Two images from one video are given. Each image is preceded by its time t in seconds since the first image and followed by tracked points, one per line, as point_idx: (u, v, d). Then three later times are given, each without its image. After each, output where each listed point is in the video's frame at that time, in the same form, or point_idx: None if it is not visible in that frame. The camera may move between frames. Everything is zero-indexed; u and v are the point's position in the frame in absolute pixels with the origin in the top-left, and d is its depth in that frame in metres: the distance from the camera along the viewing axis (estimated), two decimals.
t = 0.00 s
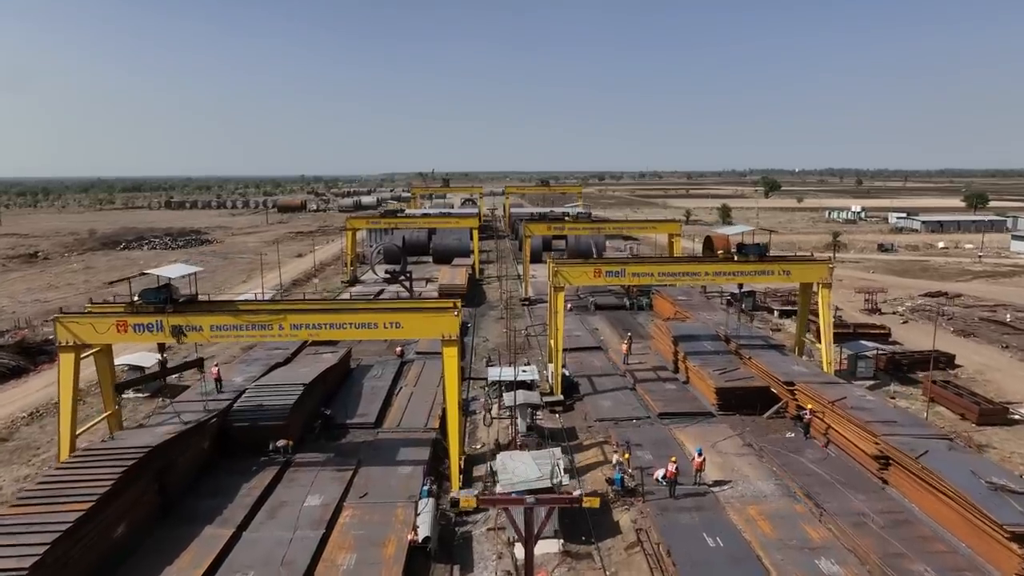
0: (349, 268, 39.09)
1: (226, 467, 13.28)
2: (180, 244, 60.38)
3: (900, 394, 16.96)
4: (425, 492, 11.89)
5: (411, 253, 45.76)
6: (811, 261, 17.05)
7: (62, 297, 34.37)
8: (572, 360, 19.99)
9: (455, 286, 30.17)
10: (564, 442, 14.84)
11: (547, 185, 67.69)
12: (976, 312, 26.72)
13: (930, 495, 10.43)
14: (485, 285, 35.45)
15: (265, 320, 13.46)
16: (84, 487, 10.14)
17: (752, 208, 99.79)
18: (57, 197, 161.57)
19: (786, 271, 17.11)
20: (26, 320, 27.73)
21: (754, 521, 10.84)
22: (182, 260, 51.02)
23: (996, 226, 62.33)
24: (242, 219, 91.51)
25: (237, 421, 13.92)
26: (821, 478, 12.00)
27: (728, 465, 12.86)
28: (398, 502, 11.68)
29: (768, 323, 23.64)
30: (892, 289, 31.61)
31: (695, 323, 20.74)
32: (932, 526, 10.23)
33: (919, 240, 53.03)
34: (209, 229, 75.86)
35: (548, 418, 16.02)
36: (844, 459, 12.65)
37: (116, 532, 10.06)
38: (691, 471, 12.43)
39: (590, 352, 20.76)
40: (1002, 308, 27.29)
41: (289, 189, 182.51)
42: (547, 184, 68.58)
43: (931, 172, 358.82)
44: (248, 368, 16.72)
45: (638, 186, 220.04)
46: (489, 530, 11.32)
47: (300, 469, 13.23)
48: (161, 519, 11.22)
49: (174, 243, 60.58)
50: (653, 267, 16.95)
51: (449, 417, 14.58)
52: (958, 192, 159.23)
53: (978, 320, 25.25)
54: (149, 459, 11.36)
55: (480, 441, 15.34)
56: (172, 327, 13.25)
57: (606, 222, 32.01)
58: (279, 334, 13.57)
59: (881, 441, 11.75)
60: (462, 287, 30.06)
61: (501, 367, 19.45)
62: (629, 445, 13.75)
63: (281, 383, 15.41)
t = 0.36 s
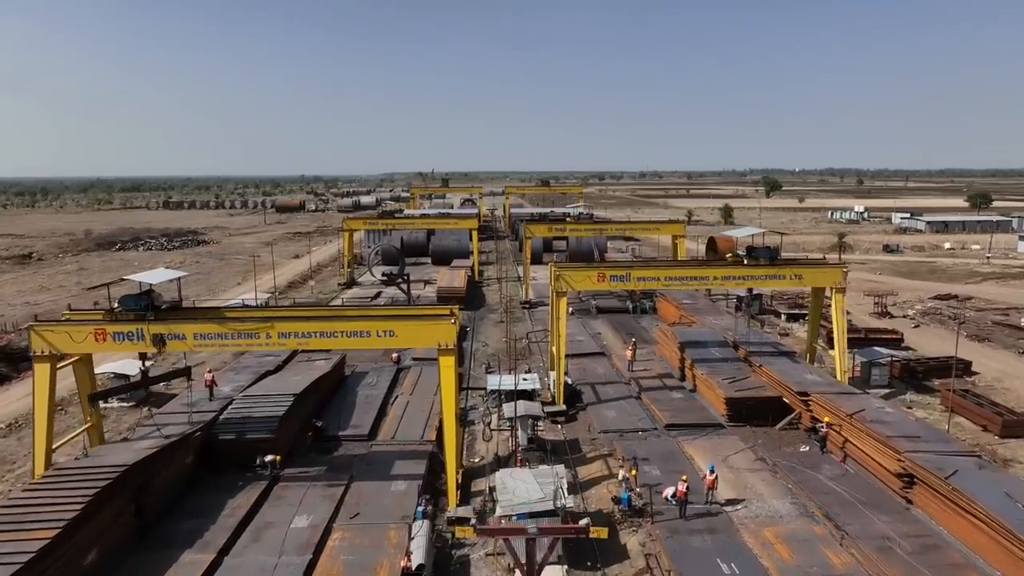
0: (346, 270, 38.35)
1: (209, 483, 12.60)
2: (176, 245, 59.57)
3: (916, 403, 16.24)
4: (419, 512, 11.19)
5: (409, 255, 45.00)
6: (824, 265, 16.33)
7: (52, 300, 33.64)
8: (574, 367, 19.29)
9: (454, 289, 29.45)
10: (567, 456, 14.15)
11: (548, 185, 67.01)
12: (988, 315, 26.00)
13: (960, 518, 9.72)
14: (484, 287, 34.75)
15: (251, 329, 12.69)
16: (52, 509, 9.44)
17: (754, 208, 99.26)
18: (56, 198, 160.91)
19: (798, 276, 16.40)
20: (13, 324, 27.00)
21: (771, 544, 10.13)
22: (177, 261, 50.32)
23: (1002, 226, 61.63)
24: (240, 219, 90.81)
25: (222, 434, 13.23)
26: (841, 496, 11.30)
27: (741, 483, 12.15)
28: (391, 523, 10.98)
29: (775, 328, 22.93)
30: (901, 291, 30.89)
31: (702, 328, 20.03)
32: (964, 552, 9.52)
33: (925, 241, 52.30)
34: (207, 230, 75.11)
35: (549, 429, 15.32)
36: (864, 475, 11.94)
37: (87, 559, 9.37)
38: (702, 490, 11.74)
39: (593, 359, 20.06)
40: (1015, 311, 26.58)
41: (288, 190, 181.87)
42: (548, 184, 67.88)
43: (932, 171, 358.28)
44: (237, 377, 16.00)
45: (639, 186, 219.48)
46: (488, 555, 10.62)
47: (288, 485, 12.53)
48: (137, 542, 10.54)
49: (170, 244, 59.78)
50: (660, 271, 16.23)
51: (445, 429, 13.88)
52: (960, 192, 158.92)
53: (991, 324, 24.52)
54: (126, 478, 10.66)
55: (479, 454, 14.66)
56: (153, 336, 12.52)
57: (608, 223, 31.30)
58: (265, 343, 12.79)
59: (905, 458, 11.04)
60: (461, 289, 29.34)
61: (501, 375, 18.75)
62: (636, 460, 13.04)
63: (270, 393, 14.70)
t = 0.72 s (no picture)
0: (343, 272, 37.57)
1: (190, 503, 11.86)
2: (171, 246, 58.70)
3: (935, 414, 15.51)
4: (413, 537, 10.45)
5: (407, 256, 44.26)
6: (840, 270, 15.59)
7: (41, 303, 32.84)
8: (576, 375, 18.56)
9: (453, 293, 28.68)
10: (570, 472, 13.42)
11: (548, 185, 66.30)
12: (1002, 320, 25.29)
13: (997, 547, 8.99)
14: (484, 290, 34.00)
15: (235, 339, 11.92)
16: (14, 538, 8.70)
17: (755, 209, 98.66)
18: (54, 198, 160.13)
19: (812, 281, 15.64)
20: None
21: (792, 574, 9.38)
22: (172, 262, 49.55)
23: (1007, 228, 60.98)
24: (237, 220, 90.00)
25: (205, 451, 12.48)
26: (864, 519, 10.56)
27: (756, 503, 11.42)
28: (382, 550, 10.24)
29: (784, 333, 22.21)
30: (910, 294, 30.18)
31: (709, 333, 19.29)
32: None
33: (931, 243, 51.63)
34: (204, 231, 74.29)
35: (551, 443, 14.58)
36: (887, 496, 11.22)
37: None
38: (715, 512, 11.00)
39: (597, 367, 19.32)
40: None
41: (288, 190, 181.05)
42: (548, 184, 67.16)
43: (932, 171, 357.84)
44: (224, 388, 15.24)
45: (639, 185, 218.71)
46: None
47: (274, 506, 11.79)
48: (109, 571, 9.80)
49: (166, 245, 58.93)
50: (667, 276, 15.49)
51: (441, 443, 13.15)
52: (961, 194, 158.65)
53: (1006, 329, 23.82)
54: (98, 501, 9.92)
55: (477, 469, 13.93)
56: (131, 346, 11.74)
57: (611, 225, 30.54)
58: (250, 355, 12.01)
59: (934, 479, 10.31)
60: (460, 293, 28.58)
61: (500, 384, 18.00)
62: (644, 479, 12.31)
63: (257, 405, 13.95)
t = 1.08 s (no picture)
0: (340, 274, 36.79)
1: (170, 526, 11.13)
2: (167, 247, 57.92)
3: (959, 426, 14.75)
4: (408, 566, 9.71)
5: (406, 258, 43.48)
6: (858, 274, 14.82)
7: (30, 307, 32.05)
8: (581, 383, 17.82)
9: (452, 296, 27.90)
10: (575, 489, 12.67)
11: (549, 185, 65.46)
12: (1018, 325, 24.53)
13: None
14: (484, 292, 33.25)
15: (219, 351, 11.09)
16: None
17: (758, 209, 97.82)
18: (51, 198, 159.31)
19: (828, 286, 14.88)
20: None
21: None
22: (167, 263, 48.79)
23: (1014, 228, 60.23)
24: (235, 220, 88.44)
25: (188, 468, 11.74)
26: (893, 545, 9.82)
27: (777, 527, 10.67)
28: None
29: (794, 339, 21.46)
30: (921, 297, 29.43)
31: (719, 339, 18.54)
32: None
33: (938, 243, 50.88)
34: (201, 231, 73.48)
35: (555, 459, 13.83)
36: (917, 518, 10.46)
37: None
38: (733, 538, 10.25)
39: (601, 375, 18.57)
40: None
41: (288, 190, 180.59)
42: (549, 184, 66.36)
43: (934, 171, 357.04)
44: (211, 400, 14.49)
45: (640, 185, 217.92)
46: None
47: (261, 529, 11.05)
48: None
49: (162, 246, 58.15)
50: (677, 281, 14.74)
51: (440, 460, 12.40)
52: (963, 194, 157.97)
53: None
54: (65, 529, 9.20)
55: (476, 486, 13.19)
56: (107, 358, 10.95)
57: (614, 226, 29.75)
58: (236, 368, 11.19)
59: (969, 503, 9.56)
60: (459, 296, 27.80)
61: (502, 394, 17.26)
62: (656, 499, 11.56)
63: (244, 418, 13.19)
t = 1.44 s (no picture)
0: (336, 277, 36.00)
1: (144, 552, 10.36)
2: (163, 247, 57.05)
3: (983, 440, 13.99)
4: None
5: (404, 259, 42.69)
6: (878, 280, 14.04)
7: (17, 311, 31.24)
8: (584, 393, 17.05)
9: (450, 300, 27.10)
10: (579, 509, 11.89)
11: (549, 185, 64.62)
12: None
13: None
14: (484, 296, 32.49)
15: (197, 364, 10.30)
16: None
17: (760, 210, 97.07)
18: (49, 198, 158.63)
19: (846, 293, 14.10)
20: None
21: None
22: (161, 265, 48.03)
23: (1021, 229, 59.44)
24: (233, 221, 87.73)
25: (164, 489, 10.97)
26: None
27: (797, 554, 9.90)
28: None
29: (805, 345, 20.70)
30: (933, 301, 28.65)
31: (728, 346, 17.75)
32: None
33: (945, 245, 50.07)
34: (198, 232, 72.64)
35: (558, 476, 13.05)
36: (948, 545, 9.71)
37: None
38: (751, 568, 9.47)
39: (605, 385, 17.79)
40: None
41: (287, 190, 179.86)
42: (549, 185, 65.60)
43: (935, 171, 356.21)
44: (193, 413, 13.71)
45: (640, 185, 217.02)
46: None
47: (241, 555, 10.28)
48: None
49: (157, 247, 57.28)
50: (686, 288, 13.96)
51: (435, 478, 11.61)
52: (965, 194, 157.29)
53: None
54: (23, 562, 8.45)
55: (473, 506, 12.40)
56: (76, 372, 10.15)
57: (617, 228, 28.94)
58: (215, 382, 10.39)
59: (1010, 533, 8.80)
60: (457, 300, 27.00)
61: (501, 406, 16.50)
62: (666, 523, 10.77)
63: (227, 433, 12.40)
